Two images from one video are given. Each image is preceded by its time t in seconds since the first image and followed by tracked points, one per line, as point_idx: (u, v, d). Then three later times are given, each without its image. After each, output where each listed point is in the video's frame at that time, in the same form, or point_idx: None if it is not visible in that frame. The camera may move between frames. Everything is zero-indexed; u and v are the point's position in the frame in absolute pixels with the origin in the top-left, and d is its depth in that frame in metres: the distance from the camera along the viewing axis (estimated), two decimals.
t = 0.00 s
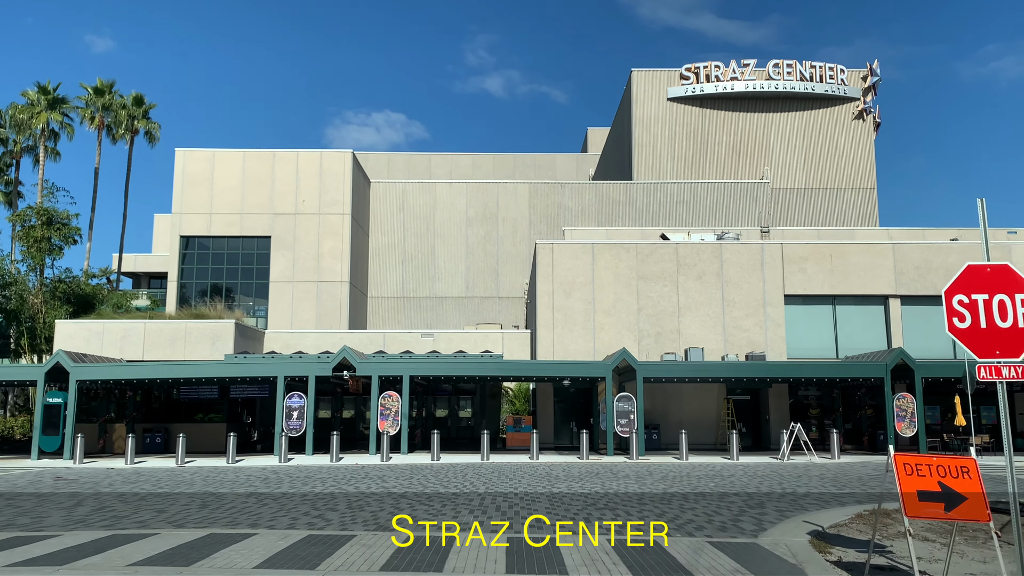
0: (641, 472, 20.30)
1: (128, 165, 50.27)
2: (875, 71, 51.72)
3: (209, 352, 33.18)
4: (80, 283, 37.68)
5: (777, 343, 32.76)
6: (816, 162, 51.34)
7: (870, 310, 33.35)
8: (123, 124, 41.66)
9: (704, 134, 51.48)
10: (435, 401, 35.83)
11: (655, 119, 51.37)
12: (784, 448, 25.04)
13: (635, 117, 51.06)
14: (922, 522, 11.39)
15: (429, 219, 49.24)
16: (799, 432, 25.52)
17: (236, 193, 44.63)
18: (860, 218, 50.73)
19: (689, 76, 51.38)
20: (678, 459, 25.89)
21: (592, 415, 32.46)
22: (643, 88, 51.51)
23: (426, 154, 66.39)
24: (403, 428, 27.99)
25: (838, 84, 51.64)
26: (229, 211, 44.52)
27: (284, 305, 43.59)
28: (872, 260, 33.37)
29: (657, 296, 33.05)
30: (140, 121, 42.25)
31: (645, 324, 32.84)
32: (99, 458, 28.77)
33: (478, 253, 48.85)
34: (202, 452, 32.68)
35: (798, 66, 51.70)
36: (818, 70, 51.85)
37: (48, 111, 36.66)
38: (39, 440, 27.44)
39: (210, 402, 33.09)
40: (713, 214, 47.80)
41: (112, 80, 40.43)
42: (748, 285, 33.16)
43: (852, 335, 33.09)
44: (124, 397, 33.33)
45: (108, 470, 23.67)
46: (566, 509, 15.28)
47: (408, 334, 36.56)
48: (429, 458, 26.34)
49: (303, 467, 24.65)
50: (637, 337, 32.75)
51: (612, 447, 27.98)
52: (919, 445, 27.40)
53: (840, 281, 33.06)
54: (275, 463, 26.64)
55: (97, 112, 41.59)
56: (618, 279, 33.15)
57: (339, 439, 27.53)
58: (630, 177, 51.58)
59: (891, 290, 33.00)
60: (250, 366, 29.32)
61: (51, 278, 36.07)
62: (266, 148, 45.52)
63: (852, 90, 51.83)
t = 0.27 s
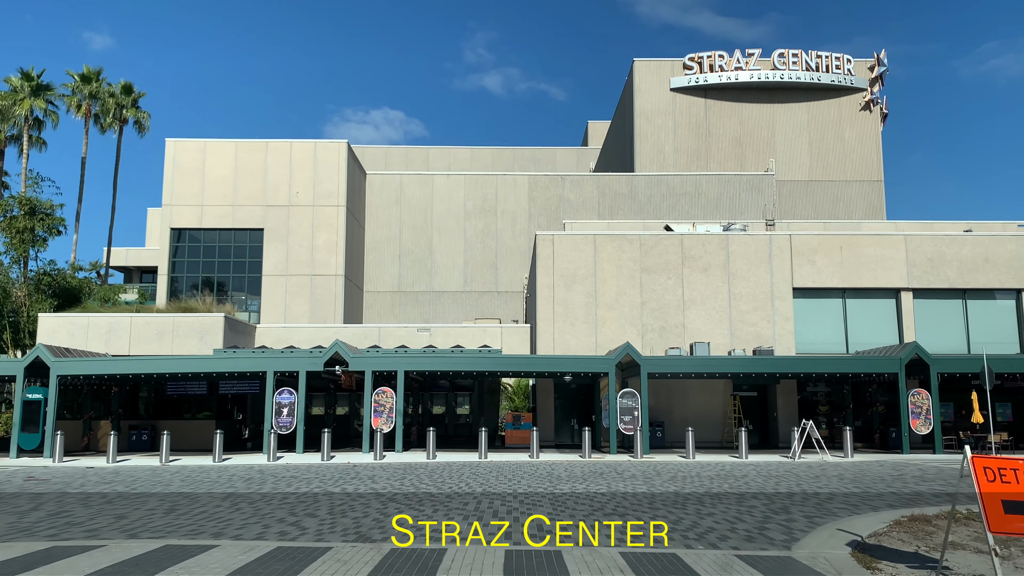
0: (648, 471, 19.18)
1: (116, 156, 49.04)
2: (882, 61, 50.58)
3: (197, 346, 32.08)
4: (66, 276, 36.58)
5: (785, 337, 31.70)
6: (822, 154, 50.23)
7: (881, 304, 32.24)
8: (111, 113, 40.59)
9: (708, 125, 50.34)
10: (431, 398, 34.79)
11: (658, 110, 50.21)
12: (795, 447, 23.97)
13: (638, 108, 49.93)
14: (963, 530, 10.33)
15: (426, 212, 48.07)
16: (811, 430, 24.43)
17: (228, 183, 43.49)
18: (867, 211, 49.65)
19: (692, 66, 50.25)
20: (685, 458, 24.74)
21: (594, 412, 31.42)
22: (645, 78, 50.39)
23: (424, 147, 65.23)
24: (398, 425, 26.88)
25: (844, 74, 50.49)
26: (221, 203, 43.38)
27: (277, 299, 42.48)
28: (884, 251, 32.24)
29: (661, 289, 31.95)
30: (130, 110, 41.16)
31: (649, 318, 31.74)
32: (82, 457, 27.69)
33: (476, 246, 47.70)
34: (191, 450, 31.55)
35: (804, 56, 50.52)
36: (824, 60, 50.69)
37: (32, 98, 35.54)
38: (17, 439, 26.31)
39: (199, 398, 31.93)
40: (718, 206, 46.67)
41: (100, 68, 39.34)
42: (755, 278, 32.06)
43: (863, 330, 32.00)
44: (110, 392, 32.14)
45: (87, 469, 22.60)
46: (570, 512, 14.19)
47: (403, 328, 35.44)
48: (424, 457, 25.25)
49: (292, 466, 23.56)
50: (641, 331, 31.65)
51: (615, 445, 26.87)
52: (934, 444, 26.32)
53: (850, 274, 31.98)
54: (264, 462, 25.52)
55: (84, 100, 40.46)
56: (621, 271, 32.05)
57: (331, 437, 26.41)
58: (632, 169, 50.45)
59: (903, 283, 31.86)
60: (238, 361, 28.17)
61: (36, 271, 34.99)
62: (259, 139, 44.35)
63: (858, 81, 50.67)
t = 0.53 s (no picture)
0: (654, 472, 18.13)
1: (106, 147, 47.94)
2: (889, 51, 49.47)
3: (186, 341, 31.07)
4: (52, 269, 35.56)
5: (793, 332, 30.67)
6: (828, 146, 49.16)
7: (892, 298, 31.20)
8: (99, 102, 39.95)
9: (711, 117, 49.26)
10: (428, 395, 33.88)
11: (661, 101, 49.12)
12: (807, 446, 22.98)
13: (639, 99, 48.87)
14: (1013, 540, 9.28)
15: (424, 205, 47.01)
16: (823, 428, 23.39)
17: (220, 175, 42.43)
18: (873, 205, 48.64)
19: (695, 56, 49.18)
20: (691, 457, 23.69)
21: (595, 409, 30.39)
22: (647, 69, 49.33)
23: (422, 141, 64.15)
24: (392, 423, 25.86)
25: (851, 65, 49.39)
26: (213, 195, 42.33)
27: (270, 294, 41.45)
28: (895, 244, 31.17)
29: (665, 282, 30.92)
30: (119, 99, 40.50)
31: (652, 312, 30.72)
32: (65, 455, 26.68)
33: (475, 240, 46.67)
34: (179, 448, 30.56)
35: (810, 46, 49.39)
36: (830, 50, 49.57)
37: (16, 85, 34.45)
38: None
39: (187, 394, 30.90)
40: (723, 200, 45.63)
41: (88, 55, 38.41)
42: (762, 271, 31.05)
43: (873, 324, 30.97)
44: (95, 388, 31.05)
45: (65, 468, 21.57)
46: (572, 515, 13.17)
47: (399, 323, 34.41)
48: (420, 455, 24.22)
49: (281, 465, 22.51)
50: (644, 326, 30.63)
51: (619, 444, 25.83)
52: (950, 443, 25.28)
53: (860, 266, 30.94)
54: (252, 461, 24.46)
55: (71, 88, 39.42)
56: (624, 264, 31.01)
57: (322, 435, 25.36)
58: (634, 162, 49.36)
59: (915, 277, 30.79)
60: (226, 355, 27.10)
61: (20, 263, 33.95)
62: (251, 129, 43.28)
63: (865, 71, 49.56)
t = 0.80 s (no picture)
0: (660, 473, 17.18)
1: (96, 141, 46.96)
2: (896, 43, 48.52)
3: (174, 337, 30.14)
4: (37, 264, 34.57)
5: (800, 328, 29.76)
6: (832, 140, 48.20)
7: (902, 293, 30.24)
8: (86, 91, 38.89)
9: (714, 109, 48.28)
10: (425, 393, 33.03)
11: (663, 94, 48.16)
12: (817, 446, 22.02)
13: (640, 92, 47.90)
14: None
15: (421, 199, 45.99)
16: (834, 428, 22.46)
17: (213, 167, 41.45)
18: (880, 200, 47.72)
19: (698, 48, 48.23)
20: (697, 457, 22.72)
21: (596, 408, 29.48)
22: (649, 61, 48.37)
23: (420, 136, 63.16)
24: (386, 421, 24.92)
25: (856, 57, 48.44)
26: (205, 188, 41.35)
27: (263, 290, 40.50)
28: (905, 238, 30.24)
29: (669, 277, 29.98)
30: (107, 90, 39.48)
31: (655, 308, 29.78)
32: (47, 454, 25.74)
33: (473, 235, 45.66)
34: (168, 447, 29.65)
35: (815, 38, 48.46)
36: (836, 42, 48.61)
37: None
38: None
39: (176, 392, 29.96)
40: (728, 195, 44.63)
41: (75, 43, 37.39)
42: (768, 266, 30.11)
43: (883, 320, 30.03)
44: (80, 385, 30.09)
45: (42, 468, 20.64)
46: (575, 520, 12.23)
47: (395, 319, 33.45)
48: (414, 456, 23.27)
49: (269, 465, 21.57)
50: (647, 322, 29.69)
51: (622, 443, 24.88)
52: (965, 443, 24.33)
53: (870, 261, 30.02)
54: (240, 461, 23.51)
55: (58, 77, 38.44)
56: (626, 258, 30.08)
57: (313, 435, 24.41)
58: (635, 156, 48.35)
59: (927, 271, 29.81)
60: (214, 351, 26.11)
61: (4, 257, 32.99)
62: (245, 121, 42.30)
63: (870, 64, 48.59)
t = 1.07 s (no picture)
0: (666, 478, 16.32)
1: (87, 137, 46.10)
2: (901, 40, 47.73)
3: (163, 336, 29.29)
4: (24, 261, 33.70)
5: (807, 328, 28.92)
6: (837, 138, 47.37)
7: (913, 292, 29.38)
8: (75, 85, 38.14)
9: (717, 107, 47.43)
10: (422, 394, 32.17)
11: (665, 91, 47.31)
12: (827, 450, 21.17)
13: (642, 89, 47.06)
14: None
15: (419, 197, 45.11)
16: (846, 430, 21.58)
17: (206, 163, 40.62)
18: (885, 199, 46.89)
19: (701, 44, 47.42)
20: (703, 461, 21.82)
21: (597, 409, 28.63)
22: (651, 57, 47.55)
23: (419, 135, 62.29)
24: (380, 423, 24.03)
25: (862, 54, 47.63)
26: (198, 185, 40.52)
27: (257, 288, 39.63)
28: (916, 235, 29.40)
29: (673, 275, 29.15)
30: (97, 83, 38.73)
31: (659, 306, 28.94)
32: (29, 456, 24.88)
33: (472, 234, 44.76)
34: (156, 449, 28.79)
35: (820, 34, 47.69)
36: (840, 39, 47.80)
37: None
38: None
39: (165, 392, 29.09)
40: (732, 193, 43.78)
41: (64, 35, 36.67)
42: (775, 264, 29.28)
43: (893, 320, 29.18)
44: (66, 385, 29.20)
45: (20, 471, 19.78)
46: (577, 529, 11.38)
47: (391, 318, 32.60)
48: (409, 459, 22.39)
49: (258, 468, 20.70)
50: (651, 321, 28.85)
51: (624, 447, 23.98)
52: (980, 447, 23.43)
53: (879, 259, 29.18)
54: (228, 464, 22.63)
55: (46, 70, 37.70)
56: (628, 256, 29.25)
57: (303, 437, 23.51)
58: (636, 153, 47.47)
59: (938, 270, 28.96)
60: (202, 351, 25.21)
61: None
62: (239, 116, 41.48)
63: (876, 61, 47.80)
